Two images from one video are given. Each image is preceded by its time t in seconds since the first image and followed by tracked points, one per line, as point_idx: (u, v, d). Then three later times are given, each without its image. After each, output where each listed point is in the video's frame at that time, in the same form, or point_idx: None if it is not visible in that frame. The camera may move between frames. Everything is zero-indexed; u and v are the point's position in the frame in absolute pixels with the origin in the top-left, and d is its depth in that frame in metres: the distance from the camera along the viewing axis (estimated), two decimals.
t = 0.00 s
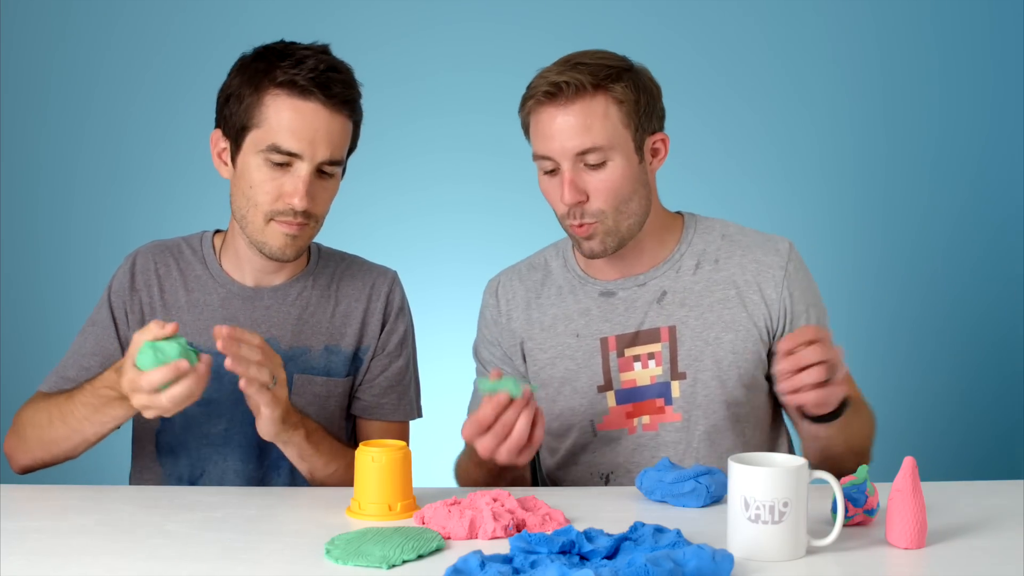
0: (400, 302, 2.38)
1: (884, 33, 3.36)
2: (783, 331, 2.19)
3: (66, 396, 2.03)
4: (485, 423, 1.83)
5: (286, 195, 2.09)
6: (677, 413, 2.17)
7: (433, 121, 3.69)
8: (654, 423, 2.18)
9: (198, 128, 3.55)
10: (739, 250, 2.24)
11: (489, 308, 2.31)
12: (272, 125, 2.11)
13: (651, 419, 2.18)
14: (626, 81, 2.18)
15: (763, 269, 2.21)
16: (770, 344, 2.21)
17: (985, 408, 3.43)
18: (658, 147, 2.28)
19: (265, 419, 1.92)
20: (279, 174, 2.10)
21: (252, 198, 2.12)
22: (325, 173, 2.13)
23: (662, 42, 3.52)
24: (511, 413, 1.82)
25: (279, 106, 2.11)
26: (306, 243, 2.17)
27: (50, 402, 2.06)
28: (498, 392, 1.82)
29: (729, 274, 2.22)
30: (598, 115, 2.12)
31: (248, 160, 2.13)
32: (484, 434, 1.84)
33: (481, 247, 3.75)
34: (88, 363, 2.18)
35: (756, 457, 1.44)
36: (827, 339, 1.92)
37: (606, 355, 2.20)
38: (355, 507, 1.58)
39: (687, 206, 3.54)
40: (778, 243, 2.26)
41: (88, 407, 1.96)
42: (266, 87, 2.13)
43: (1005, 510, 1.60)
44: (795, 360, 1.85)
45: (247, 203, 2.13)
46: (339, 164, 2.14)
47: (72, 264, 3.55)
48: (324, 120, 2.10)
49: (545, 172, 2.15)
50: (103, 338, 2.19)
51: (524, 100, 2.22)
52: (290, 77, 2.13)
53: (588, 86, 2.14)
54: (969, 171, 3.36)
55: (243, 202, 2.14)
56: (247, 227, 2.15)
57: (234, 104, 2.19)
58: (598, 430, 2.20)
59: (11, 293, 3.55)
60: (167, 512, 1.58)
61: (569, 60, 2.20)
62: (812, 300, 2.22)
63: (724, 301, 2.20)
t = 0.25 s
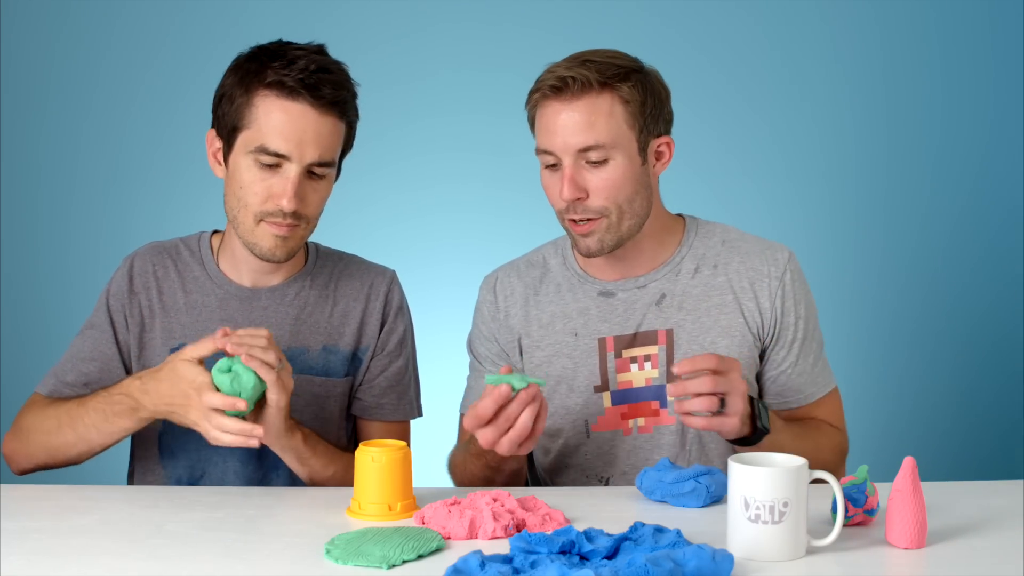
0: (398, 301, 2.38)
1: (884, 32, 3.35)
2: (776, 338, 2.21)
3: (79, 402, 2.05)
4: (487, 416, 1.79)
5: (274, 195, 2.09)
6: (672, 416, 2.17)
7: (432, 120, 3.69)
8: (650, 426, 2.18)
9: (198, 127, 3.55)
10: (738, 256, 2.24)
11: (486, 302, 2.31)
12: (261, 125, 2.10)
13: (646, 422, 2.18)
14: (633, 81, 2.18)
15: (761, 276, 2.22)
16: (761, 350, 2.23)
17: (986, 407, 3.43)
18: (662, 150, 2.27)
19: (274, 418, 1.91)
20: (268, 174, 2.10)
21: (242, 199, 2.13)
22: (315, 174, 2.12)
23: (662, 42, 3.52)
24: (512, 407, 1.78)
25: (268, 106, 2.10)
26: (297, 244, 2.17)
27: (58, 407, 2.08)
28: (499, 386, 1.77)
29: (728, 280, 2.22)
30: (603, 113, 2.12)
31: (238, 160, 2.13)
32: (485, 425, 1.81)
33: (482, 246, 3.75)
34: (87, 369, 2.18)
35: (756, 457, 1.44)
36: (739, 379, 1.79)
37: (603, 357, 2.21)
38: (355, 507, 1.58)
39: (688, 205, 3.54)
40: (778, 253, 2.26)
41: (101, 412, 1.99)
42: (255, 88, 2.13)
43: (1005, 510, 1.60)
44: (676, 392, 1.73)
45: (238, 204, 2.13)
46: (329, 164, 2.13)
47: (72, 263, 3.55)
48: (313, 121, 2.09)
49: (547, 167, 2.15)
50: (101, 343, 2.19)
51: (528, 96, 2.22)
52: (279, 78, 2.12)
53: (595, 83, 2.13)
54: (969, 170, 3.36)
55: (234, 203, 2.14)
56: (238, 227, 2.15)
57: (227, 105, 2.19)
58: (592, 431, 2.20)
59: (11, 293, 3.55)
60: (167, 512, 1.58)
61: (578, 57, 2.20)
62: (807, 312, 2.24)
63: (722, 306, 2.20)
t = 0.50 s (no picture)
0: (401, 307, 2.38)
1: (884, 33, 3.35)
2: (776, 341, 2.21)
3: (65, 406, 1.93)
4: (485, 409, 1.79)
5: (267, 200, 2.09)
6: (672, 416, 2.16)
7: (432, 121, 3.69)
8: (650, 426, 2.18)
9: (198, 128, 3.55)
10: (741, 258, 2.24)
11: (489, 299, 2.31)
12: (257, 130, 2.10)
13: (646, 422, 2.18)
14: (635, 82, 2.18)
15: (762, 278, 2.22)
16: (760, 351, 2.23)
17: (986, 408, 3.43)
18: (665, 149, 2.28)
19: (294, 441, 1.86)
20: (262, 178, 2.10)
21: (237, 202, 2.13)
22: (310, 179, 2.12)
23: (662, 42, 3.52)
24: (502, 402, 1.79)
25: (264, 110, 2.10)
26: (292, 249, 2.16)
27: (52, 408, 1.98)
28: (499, 377, 1.79)
29: (731, 281, 2.22)
30: (606, 114, 2.12)
31: (235, 163, 2.13)
32: (478, 413, 1.80)
33: (482, 246, 3.75)
34: (83, 362, 2.17)
35: (756, 457, 1.44)
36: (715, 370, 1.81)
37: (605, 356, 2.21)
38: (355, 507, 1.58)
39: (687, 205, 3.54)
40: (780, 257, 2.25)
41: (74, 424, 1.83)
42: (252, 92, 2.12)
43: (1005, 510, 1.60)
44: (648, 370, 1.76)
45: (233, 206, 2.14)
46: (324, 170, 2.13)
47: (72, 263, 3.55)
48: (309, 126, 2.09)
49: (551, 169, 2.15)
50: (99, 337, 2.19)
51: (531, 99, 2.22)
52: (275, 82, 2.11)
53: (597, 85, 2.13)
54: (969, 171, 3.36)
55: (230, 204, 2.15)
56: (234, 229, 2.15)
57: (226, 105, 2.19)
58: (593, 431, 2.20)
59: (11, 293, 3.55)
60: (167, 512, 1.58)
61: (581, 58, 2.20)
62: (809, 316, 2.23)
63: (723, 307, 2.20)
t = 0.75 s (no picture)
0: (404, 304, 2.39)
1: (885, 32, 3.35)
2: (780, 344, 2.21)
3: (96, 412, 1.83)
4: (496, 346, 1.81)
5: (263, 186, 2.09)
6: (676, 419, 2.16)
7: (433, 121, 3.69)
8: (654, 429, 2.17)
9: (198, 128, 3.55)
10: (746, 260, 2.24)
11: (493, 298, 2.32)
12: (250, 116, 2.11)
13: (650, 425, 2.18)
14: (633, 83, 2.18)
15: (767, 281, 2.22)
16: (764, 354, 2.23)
17: (987, 408, 3.42)
18: (667, 148, 2.28)
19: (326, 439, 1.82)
20: (258, 165, 2.10)
21: (234, 190, 2.12)
22: (305, 164, 2.12)
23: (662, 42, 3.53)
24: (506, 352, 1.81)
25: (256, 97, 2.11)
26: (291, 236, 2.15)
27: (71, 407, 1.88)
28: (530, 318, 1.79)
29: (735, 284, 2.22)
30: (604, 116, 2.12)
31: (230, 152, 2.13)
32: (492, 352, 1.82)
33: (482, 246, 3.75)
34: (103, 353, 2.13)
35: (756, 457, 1.44)
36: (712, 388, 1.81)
37: (608, 358, 2.20)
38: (356, 507, 1.59)
39: (688, 205, 3.54)
40: (785, 259, 2.25)
41: (99, 427, 1.70)
42: (243, 81, 2.13)
43: (1005, 510, 1.60)
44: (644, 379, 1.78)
45: (230, 195, 2.13)
46: (319, 154, 2.13)
47: (73, 263, 3.56)
48: (300, 109, 2.10)
49: (551, 172, 2.15)
50: (114, 328, 2.15)
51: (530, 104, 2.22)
52: (266, 68, 2.12)
53: (594, 87, 2.13)
54: (970, 171, 3.35)
55: (226, 193, 2.14)
56: (232, 220, 2.14)
57: (219, 98, 2.20)
58: (596, 432, 2.20)
59: (12, 293, 3.55)
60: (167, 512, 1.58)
61: (578, 60, 2.20)
62: (814, 319, 2.23)
63: (727, 310, 2.20)
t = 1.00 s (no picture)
0: (404, 308, 2.39)
1: (885, 33, 3.35)
2: (783, 345, 2.21)
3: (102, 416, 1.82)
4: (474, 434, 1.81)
5: (267, 186, 2.09)
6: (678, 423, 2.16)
7: (432, 121, 3.69)
8: (656, 432, 2.17)
9: (198, 128, 3.55)
10: (747, 260, 2.24)
11: (492, 304, 2.32)
12: (255, 117, 2.10)
13: (652, 427, 2.17)
14: (628, 83, 2.17)
15: (768, 280, 2.21)
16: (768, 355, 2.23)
17: (986, 408, 3.43)
18: (665, 149, 2.28)
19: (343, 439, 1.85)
20: (262, 166, 2.10)
21: (237, 190, 2.12)
22: (309, 164, 2.12)
23: (662, 42, 3.53)
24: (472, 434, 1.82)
25: (261, 97, 2.11)
26: (294, 237, 2.15)
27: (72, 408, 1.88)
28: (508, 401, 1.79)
29: (736, 285, 2.22)
30: (599, 116, 2.12)
31: (234, 152, 2.13)
32: (474, 428, 1.81)
33: (482, 246, 3.75)
34: (103, 348, 2.12)
35: (756, 458, 1.44)
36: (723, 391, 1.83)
37: (610, 362, 2.20)
38: (356, 507, 1.59)
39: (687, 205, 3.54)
40: (786, 258, 2.24)
41: (104, 434, 1.71)
42: (247, 81, 2.13)
43: (1005, 510, 1.60)
44: (659, 369, 1.83)
45: (233, 195, 2.13)
46: (323, 155, 2.13)
47: (72, 263, 3.55)
48: (304, 110, 2.10)
49: (549, 174, 2.16)
50: (116, 323, 2.15)
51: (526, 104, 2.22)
52: (270, 68, 2.12)
53: (588, 88, 2.13)
54: (970, 171, 3.35)
55: (230, 194, 2.14)
56: (235, 219, 2.14)
57: (222, 99, 2.20)
58: (600, 436, 2.20)
59: (11, 293, 3.55)
60: (167, 512, 1.58)
61: (572, 62, 2.20)
62: (818, 317, 2.22)
63: (729, 311, 2.20)
